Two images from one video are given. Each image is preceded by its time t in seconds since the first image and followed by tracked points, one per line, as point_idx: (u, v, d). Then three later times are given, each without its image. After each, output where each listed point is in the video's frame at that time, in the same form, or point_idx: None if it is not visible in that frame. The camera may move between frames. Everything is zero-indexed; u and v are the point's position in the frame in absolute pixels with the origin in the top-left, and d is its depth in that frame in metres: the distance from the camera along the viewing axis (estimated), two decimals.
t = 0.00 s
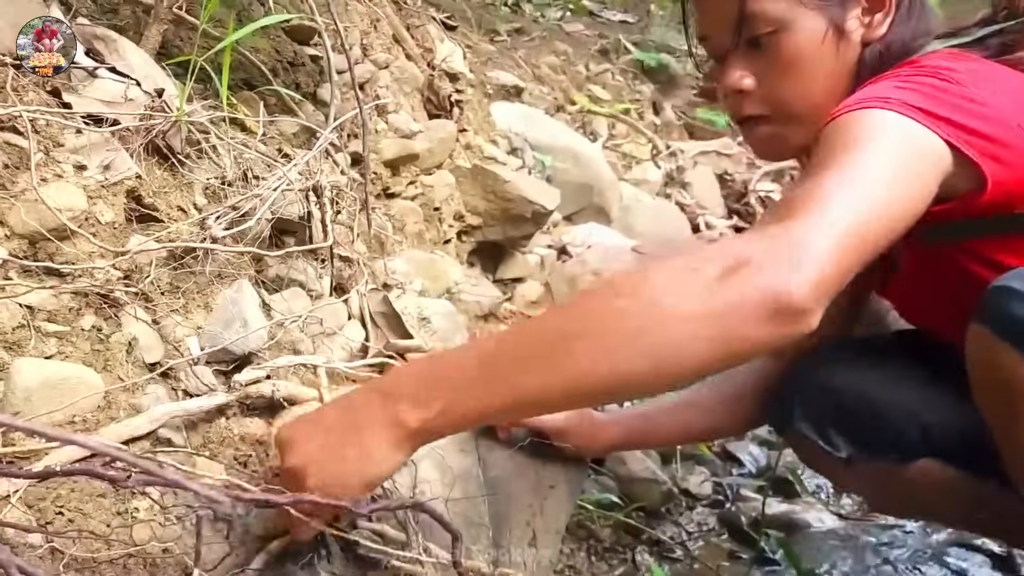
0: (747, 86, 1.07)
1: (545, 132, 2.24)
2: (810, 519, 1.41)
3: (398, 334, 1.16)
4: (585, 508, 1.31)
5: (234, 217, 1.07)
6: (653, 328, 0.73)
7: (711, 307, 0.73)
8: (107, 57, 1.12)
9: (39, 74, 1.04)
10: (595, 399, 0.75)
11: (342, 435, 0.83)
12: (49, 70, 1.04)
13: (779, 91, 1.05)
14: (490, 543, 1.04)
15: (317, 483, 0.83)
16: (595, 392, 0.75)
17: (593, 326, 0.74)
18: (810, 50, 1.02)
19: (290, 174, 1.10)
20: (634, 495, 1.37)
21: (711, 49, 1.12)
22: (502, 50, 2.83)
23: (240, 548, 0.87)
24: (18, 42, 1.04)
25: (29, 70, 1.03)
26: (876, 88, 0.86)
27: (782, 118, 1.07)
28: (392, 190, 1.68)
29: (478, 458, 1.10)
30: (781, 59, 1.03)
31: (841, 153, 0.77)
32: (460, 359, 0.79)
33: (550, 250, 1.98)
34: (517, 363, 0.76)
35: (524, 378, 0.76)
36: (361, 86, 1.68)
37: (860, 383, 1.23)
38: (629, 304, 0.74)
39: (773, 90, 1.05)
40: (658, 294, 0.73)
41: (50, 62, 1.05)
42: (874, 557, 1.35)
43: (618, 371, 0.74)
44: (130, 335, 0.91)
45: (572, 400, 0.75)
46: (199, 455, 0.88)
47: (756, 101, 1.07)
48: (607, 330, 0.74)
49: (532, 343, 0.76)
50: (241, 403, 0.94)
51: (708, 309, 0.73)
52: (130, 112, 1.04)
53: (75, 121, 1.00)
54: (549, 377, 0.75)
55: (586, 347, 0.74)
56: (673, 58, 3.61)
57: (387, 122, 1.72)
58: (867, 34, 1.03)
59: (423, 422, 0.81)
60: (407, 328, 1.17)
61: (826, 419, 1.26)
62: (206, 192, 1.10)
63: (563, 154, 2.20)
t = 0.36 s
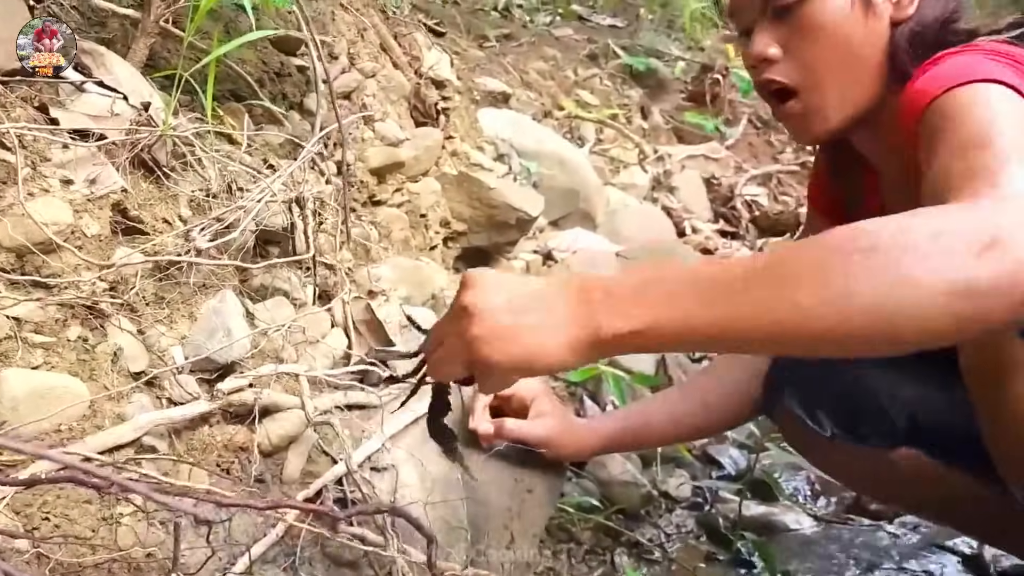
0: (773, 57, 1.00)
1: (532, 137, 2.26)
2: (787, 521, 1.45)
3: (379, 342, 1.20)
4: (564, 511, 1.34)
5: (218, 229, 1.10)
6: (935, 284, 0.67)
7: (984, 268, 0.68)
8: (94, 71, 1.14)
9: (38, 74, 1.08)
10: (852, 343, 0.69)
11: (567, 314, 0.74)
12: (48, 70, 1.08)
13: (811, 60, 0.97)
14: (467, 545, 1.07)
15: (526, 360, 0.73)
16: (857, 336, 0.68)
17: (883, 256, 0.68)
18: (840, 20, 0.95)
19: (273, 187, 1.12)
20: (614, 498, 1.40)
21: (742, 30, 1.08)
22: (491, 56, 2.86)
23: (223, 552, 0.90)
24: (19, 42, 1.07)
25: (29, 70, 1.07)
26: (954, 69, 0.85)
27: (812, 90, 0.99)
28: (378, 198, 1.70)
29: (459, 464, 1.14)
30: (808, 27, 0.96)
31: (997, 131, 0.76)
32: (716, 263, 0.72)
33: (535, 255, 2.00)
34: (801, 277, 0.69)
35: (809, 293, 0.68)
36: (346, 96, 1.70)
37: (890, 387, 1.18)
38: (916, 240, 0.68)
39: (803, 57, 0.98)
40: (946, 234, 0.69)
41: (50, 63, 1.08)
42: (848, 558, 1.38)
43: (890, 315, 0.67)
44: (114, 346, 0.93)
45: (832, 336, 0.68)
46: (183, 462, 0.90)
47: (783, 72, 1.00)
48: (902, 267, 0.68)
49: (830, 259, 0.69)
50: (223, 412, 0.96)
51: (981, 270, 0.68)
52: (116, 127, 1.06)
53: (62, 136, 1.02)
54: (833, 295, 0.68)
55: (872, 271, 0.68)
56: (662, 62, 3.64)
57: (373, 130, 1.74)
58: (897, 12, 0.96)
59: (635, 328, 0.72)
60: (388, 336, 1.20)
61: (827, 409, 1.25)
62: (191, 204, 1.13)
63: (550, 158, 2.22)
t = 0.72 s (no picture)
0: (755, 100, 1.05)
1: (503, 145, 2.30)
2: (746, 523, 1.50)
3: (347, 352, 1.24)
4: (529, 514, 1.38)
5: (187, 245, 1.14)
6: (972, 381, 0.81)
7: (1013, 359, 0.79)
8: (67, 91, 1.17)
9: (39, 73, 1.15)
10: (899, 420, 0.83)
11: (646, 356, 0.95)
12: (48, 70, 1.16)
13: (793, 103, 1.04)
14: (429, 550, 1.11)
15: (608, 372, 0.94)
16: (901, 418, 0.83)
17: (920, 352, 0.81)
18: (820, 61, 1.02)
19: (242, 203, 1.17)
20: (578, 501, 1.44)
21: (710, 63, 1.12)
22: (466, 64, 2.90)
23: (191, 557, 0.93)
24: (20, 43, 1.16)
25: (29, 69, 1.15)
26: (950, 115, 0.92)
27: (795, 129, 1.06)
28: (350, 209, 1.73)
29: (422, 470, 1.18)
30: (790, 71, 1.02)
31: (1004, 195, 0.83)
32: (787, 352, 0.88)
33: (506, 263, 2.03)
34: (862, 382, 0.83)
35: (856, 385, 0.84)
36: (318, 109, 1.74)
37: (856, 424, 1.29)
38: (948, 334, 0.81)
39: (788, 101, 1.03)
40: (979, 328, 0.80)
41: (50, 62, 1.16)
42: (804, 557, 1.43)
43: (923, 401, 0.82)
44: (86, 359, 0.97)
45: (884, 419, 0.84)
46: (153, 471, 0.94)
47: (766, 116, 1.05)
48: (943, 362, 0.81)
49: (877, 354, 0.83)
50: (192, 422, 1.00)
51: (1009, 360, 0.79)
52: (88, 147, 1.10)
53: (34, 157, 1.06)
54: (875, 389, 0.83)
55: (912, 368, 0.82)
56: (636, 69, 3.69)
57: (346, 142, 1.78)
58: (873, 46, 1.05)
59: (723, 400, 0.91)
60: (356, 346, 1.24)
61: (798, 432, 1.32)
62: (162, 220, 1.17)
63: (521, 169, 2.26)
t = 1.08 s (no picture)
0: (711, 119, 1.08)
1: (463, 150, 2.33)
2: (696, 519, 1.54)
3: (302, 356, 1.26)
4: (484, 513, 1.41)
5: (141, 252, 1.16)
6: (918, 373, 0.81)
7: (963, 353, 0.80)
8: (21, 100, 1.19)
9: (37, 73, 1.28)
10: (850, 411, 0.85)
11: (615, 342, 0.98)
12: (48, 69, 1.29)
13: (746, 122, 1.08)
14: (381, 549, 1.14)
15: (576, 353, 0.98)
16: (855, 407, 0.84)
17: (874, 342, 0.83)
18: (773, 81, 1.06)
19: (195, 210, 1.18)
20: (533, 500, 1.48)
21: (664, 78, 1.14)
22: (428, 69, 2.92)
23: (143, 559, 0.95)
24: (21, 43, 1.28)
25: (29, 68, 1.28)
26: (902, 120, 0.98)
27: (747, 147, 1.10)
28: (308, 214, 1.75)
29: (376, 471, 1.20)
30: (744, 92, 1.06)
31: (954, 197, 0.86)
32: (751, 339, 0.90)
33: (465, 266, 2.07)
34: (814, 367, 0.85)
35: (810, 372, 0.85)
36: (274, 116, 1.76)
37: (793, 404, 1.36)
38: (901, 325, 0.82)
39: (739, 120, 1.08)
40: (931, 321, 0.81)
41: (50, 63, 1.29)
42: (754, 553, 1.46)
43: (872, 390, 0.83)
44: (37, 366, 0.99)
45: (838, 408, 0.85)
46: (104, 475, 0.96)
47: (719, 134, 1.09)
48: (896, 353, 0.82)
49: (834, 343, 0.84)
50: (144, 426, 1.02)
51: (960, 354, 0.80)
52: (40, 156, 1.12)
53: None
54: (829, 376, 0.84)
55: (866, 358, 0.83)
56: (598, 73, 3.73)
57: (304, 147, 1.80)
58: (822, 65, 1.10)
59: (686, 387, 0.93)
60: (310, 350, 1.26)
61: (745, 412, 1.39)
62: (115, 228, 1.18)
63: (481, 172, 2.30)
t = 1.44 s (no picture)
0: (659, 136, 1.11)
1: (424, 155, 2.35)
2: (651, 517, 1.59)
3: (260, 363, 1.27)
4: (443, 515, 1.43)
5: (97, 262, 1.16)
6: (844, 358, 0.83)
7: (880, 339, 0.82)
8: None
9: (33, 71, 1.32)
10: (781, 398, 0.86)
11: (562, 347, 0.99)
12: (48, 68, 1.33)
13: (691, 136, 1.11)
14: (339, 552, 1.16)
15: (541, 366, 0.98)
16: (783, 393, 0.86)
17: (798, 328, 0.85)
18: (718, 99, 1.10)
19: (152, 220, 1.20)
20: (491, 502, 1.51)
21: (612, 94, 1.16)
22: (390, 75, 2.94)
23: (101, 564, 0.97)
24: (22, 42, 1.32)
25: (30, 68, 1.32)
26: (847, 130, 1.02)
27: (693, 162, 1.13)
28: (268, 221, 1.76)
29: (333, 475, 1.22)
30: (689, 110, 1.09)
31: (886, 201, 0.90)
32: (687, 332, 0.91)
33: (426, 271, 2.08)
34: (745, 356, 0.87)
35: (742, 361, 0.87)
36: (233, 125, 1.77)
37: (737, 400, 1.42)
38: (828, 313, 0.84)
39: (686, 136, 1.11)
40: (851, 305, 0.84)
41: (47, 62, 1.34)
42: (707, 551, 1.50)
43: (800, 377, 0.85)
44: None
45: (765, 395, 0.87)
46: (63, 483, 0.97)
47: (667, 150, 1.12)
48: (817, 340, 0.84)
49: (762, 331, 0.86)
50: (101, 435, 1.03)
51: (876, 340, 0.82)
52: None
53: None
54: (760, 363, 0.86)
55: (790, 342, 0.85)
56: (560, 77, 3.77)
57: (263, 155, 1.81)
58: (765, 84, 1.14)
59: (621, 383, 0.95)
60: (268, 357, 1.27)
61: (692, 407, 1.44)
62: (72, 238, 1.19)
63: (441, 178, 2.32)
